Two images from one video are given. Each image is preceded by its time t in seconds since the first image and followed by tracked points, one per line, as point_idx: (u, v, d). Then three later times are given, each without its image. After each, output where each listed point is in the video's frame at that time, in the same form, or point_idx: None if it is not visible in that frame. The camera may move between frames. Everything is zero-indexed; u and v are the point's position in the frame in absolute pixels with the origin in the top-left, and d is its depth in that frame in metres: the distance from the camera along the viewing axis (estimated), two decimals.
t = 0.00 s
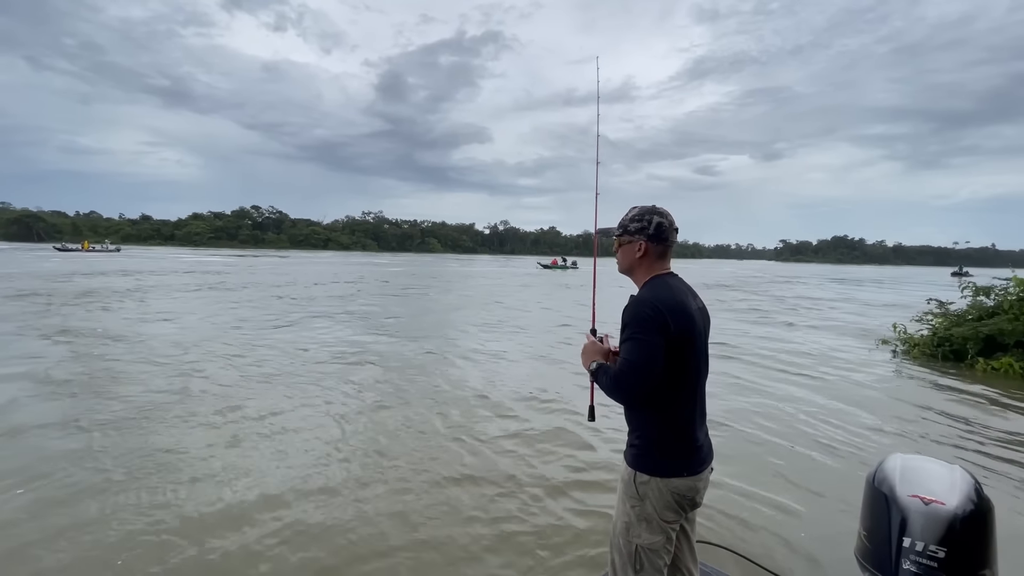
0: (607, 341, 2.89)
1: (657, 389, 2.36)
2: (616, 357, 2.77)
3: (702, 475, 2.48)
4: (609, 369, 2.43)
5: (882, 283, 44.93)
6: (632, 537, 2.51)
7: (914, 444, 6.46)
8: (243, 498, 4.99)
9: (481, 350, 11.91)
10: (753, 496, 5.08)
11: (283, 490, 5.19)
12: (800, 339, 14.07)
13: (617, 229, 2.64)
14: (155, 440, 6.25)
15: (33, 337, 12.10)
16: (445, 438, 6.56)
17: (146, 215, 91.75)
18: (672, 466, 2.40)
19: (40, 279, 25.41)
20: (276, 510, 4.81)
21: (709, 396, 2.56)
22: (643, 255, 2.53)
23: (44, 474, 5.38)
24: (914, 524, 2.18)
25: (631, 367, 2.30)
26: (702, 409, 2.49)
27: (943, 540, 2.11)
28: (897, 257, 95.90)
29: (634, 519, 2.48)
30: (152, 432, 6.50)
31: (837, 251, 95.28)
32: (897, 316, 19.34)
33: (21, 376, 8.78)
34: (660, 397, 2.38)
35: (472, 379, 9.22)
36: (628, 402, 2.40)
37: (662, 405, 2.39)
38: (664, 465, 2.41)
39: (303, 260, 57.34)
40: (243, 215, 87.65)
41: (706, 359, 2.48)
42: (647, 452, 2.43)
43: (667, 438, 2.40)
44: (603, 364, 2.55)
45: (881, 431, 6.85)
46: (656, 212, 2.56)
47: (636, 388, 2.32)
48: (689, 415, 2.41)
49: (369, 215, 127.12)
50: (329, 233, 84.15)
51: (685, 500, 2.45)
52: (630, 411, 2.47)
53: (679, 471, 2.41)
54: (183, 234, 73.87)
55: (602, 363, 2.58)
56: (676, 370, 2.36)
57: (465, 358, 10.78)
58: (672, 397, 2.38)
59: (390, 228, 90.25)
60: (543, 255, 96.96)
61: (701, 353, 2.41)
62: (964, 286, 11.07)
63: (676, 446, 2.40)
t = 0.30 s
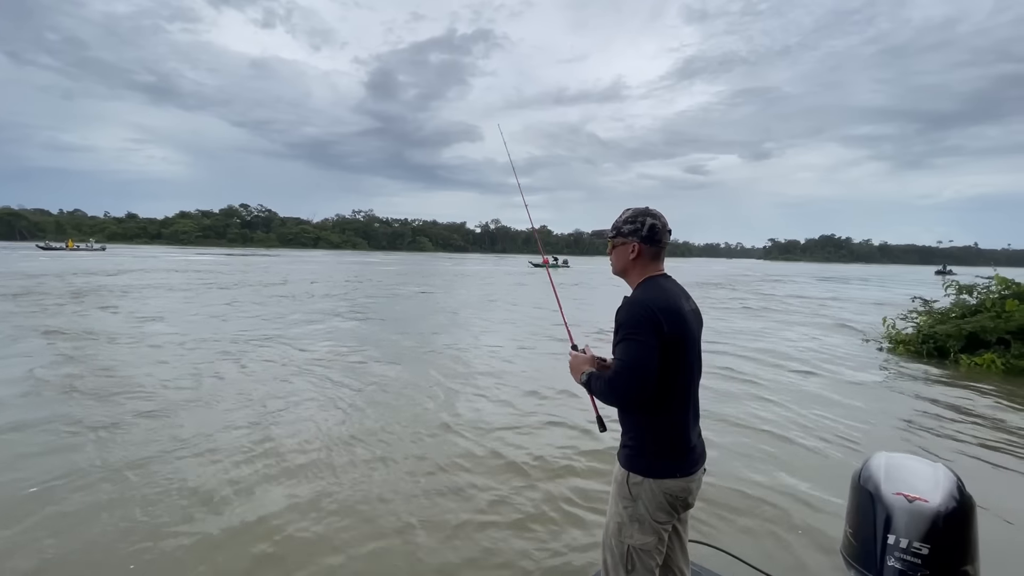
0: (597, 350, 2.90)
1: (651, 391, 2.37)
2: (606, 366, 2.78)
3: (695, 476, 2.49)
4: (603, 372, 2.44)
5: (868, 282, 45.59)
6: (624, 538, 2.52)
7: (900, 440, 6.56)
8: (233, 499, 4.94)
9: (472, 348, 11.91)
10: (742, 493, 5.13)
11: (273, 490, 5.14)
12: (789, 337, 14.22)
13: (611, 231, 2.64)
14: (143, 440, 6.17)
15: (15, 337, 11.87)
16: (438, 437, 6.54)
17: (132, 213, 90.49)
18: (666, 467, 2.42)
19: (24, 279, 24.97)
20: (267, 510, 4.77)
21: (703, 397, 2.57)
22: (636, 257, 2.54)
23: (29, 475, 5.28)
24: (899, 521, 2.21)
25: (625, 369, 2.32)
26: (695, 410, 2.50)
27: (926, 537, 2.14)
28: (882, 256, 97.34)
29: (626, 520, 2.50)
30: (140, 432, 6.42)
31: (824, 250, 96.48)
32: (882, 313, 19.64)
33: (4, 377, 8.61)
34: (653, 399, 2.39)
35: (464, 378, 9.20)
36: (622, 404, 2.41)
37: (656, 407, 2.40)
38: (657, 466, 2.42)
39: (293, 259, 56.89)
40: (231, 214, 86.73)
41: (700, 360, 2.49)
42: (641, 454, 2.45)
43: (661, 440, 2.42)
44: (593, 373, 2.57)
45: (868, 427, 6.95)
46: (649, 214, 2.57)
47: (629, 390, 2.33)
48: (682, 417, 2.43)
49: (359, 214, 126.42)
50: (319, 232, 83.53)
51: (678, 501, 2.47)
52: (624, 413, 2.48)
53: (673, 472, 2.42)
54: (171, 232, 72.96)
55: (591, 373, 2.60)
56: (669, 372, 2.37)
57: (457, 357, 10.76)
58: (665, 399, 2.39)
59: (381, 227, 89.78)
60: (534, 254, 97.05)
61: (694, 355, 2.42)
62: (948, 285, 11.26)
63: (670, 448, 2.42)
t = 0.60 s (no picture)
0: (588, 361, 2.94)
1: (646, 388, 2.39)
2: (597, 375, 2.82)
3: (688, 472, 2.51)
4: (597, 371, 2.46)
5: (854, 280, 46.12)
6: (617, 534, 2.53)
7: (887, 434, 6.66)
8: (223, 498, 4.88)
9: (465, 346, 11.88)
10: (733, 488, 5.18)
11: (265, 488, 5.10)
12: (778, 334, 14.37)
13: (605, 228, 2.66)
14: (131, 439, 6.09)
15: None
16: (430, 434, 6.52)
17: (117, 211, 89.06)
18: (660, 463, 2.43)
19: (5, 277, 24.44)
20: (258, 507, 4.73)
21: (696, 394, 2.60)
22: (631, 253, 2.55)
23: (12, 476, 5.18)
24: (884, 514, 2.25)
25: (620, 365, 2.33)
26: (689, 407, 2.52)
27: (911, 529, 2.18)
28: (868, 255, 98.64)
29: (619, 516, 2.51)
30: (128, 431, 6.33)
31: (812, 249, 97.60)
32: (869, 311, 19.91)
33: None
34: (648, 396, 2.41)
35: (456, 375, 9.18)
36: (617, 401, 2.42)
37: (651, 403, 2.41)
38: (652, 462, 2.43)
39: (283, 258, 56.41)
40: (219, 212, 85.72)
41: (694, 357, 2.51)
42: (635, 450, 2.46)
43: (656, 436, 2.44)
44: (583, 382, 2.61)
45: (856, 422, 7.05)
46: (643, 211, 2.58)
47: (625, 386, 2.34)
48: (676, 414, 2.44)
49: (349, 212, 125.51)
50: (308, 230, 82.88)
51: (671, 497, 2.48)
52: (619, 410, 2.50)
53: (667, 468, 2.44)
54: (157, 230, 71.96)
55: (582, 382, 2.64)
56: (664, 368, 2.39)
57: (448, 354, 10.73)
58: (660, 396, 2.41)
59: (371, 226, 89.26)
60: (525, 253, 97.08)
61: (689, 351, 2.45)
62: (933, 283, 11.45)
63: (664, 444, 2.44)
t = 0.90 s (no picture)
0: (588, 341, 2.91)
1: (638, 382, 2.40)
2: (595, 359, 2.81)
3: (680, 467, 2.53)
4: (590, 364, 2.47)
5: (842, 279, 46.80)
6: (607, 528, 2.55)
7: (874, 429, 6.75)
8: (213, 497, 4.84)
9: (456, 345, 11.86)
10: (723, 483, 5.23)
11: (255, 487, 5.06)
12: (767, 332, 14.49)
13: (599, 223, 2.67)
14: (118, 440, 6.00)
15: None
16: (422, 432, 6.51)
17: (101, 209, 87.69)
18: (651, 458, 2.44)
19: None
20: (248, 507, 4.70)
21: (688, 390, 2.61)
22: (624, 248, 2.56)
23: None
24: (870, 503, 2.29)
25: (612, 360, 2.34)
26: (680, 402, 2.54)
27: (896, 519, 2.22)
28: (854, 254, 100.02)
29: (610, 511, 2.53)
30: (115, 432, 6.25)
31: (799, 248, 98.82)
32: (856, 309, 20.14)
33: None
34: (640, 390, 2.42)
35: (448, 374, 9.17)
36: (609, 396, 2.43)
37: (643, 398, 2.43)
38: (643, 457, 2.45)
39: (272, 257, 55.95)
40: (206, 211, 84.63)
41: (686, 353, 2.52)
42: (627, 445, 2.48)
43: (647, 431, 2.45)
44: (582, 363, 2.59)
45: (842, 418, 7.13)
46: (637, 206, 2.60)
47: (617, 381, 2.35)
48: (668, 409, 2.46)
49: (339, 211, 124.70)
50: (298, 229, 82.27)
51: (662, 492, 2.50)
52: (611, 405, 2.51)
53: (658, 463, 2.45)
54: (143, 229, 70.99)
55: (580, 363, 2.62)
56: (656, 364, 2.40)
57: (439, 354, 10.70)
58: (651, 391, 2.42)
59: (362, 224, 88.73)
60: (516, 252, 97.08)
61: (680, 347, 2.46)
62: (918, 281, 11.61)
63: (655, 439, 2.45)
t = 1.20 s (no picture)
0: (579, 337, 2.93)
1: (627, 382, 2.42)
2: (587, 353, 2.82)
3: (669, 467, 2.55)
4: (580, 362, 2.48)
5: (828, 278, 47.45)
6: (597, 528, 2.57)
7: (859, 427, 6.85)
8: (201, 502, 4.81)
9: (447, 345, 11.84)
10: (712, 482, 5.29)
11: (246, 492, 5.04)
12: (755, 330, 14.63)
13: (590, 222, 2.69)
14: (104, 443, 5.93)
15: None
16: (413, 433, 6.50)
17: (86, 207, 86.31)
18: (640, 458, 2.46)
19: None
20: (240, 514, 4.66)
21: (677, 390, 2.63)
22: (615, 248, 2.58)
23: None
24: (855, 498, 2.32)
25: (602, 360, 2.35)
26: (670, 403, 2.56)
27: (880, 513, 2.26)
28: (841, 253, 101.36)
29: (600, 510, 2.55)
30: (102, 435, 6.17)
31: (787, 247, 99.95)
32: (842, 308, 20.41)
33: None
34: (629, 390, 2.44)
35: (438, 374, 9.16)
36: (599, 395, 2.45)
37: (632, 398, 2.45)
38: (632, 457, 2.46)
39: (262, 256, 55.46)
40: (194, 209, 83.65)
41: (675, 353, 2.54)
42: (616, 445, 2.49)
43: (637, 431, 2.46)
44: (572, 359, 2.61)
45: (829, 416, 7.23)
46: (628, 205, 2.61)
47: (606, 381, 2.37)
48: (657, 409, 2.48)
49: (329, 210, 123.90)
50: (287, 228, 81.61)
51: (651, 492, 2.52)
52: (601, 404, 2.53)
53: (648, 463, 2.47)
54: (129, 227, 69.96)
55: (571, 357, 2.63)
56: (645, 364, 2.42)
57: (431, 354, 10.68)
58: (641, 390, 2.44)
59: (352, 223, 88.21)
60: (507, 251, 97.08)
61: (670, 347, 2.48)
62: (903, 280, 11.79)
63: (645, 439, 2.47)
